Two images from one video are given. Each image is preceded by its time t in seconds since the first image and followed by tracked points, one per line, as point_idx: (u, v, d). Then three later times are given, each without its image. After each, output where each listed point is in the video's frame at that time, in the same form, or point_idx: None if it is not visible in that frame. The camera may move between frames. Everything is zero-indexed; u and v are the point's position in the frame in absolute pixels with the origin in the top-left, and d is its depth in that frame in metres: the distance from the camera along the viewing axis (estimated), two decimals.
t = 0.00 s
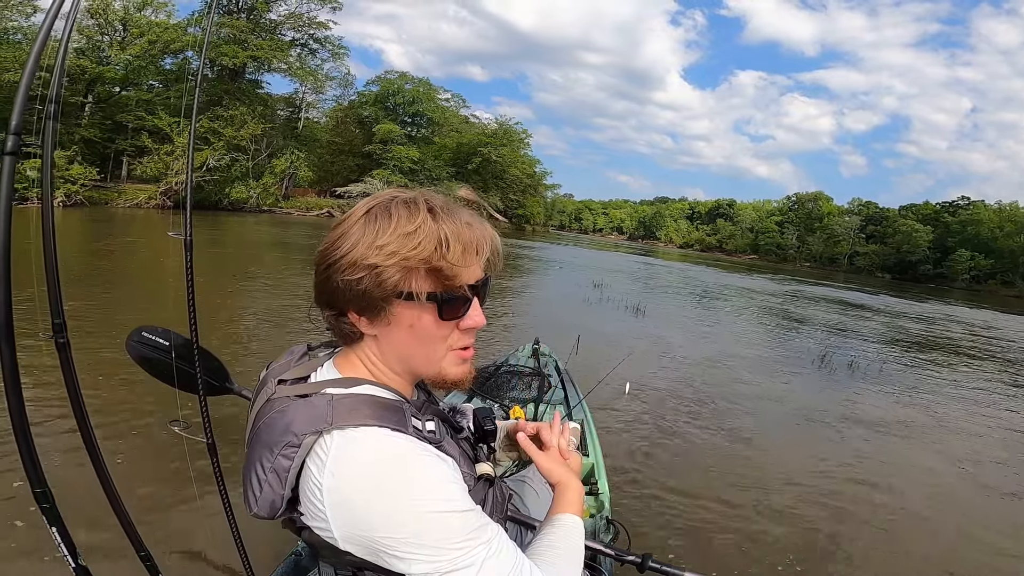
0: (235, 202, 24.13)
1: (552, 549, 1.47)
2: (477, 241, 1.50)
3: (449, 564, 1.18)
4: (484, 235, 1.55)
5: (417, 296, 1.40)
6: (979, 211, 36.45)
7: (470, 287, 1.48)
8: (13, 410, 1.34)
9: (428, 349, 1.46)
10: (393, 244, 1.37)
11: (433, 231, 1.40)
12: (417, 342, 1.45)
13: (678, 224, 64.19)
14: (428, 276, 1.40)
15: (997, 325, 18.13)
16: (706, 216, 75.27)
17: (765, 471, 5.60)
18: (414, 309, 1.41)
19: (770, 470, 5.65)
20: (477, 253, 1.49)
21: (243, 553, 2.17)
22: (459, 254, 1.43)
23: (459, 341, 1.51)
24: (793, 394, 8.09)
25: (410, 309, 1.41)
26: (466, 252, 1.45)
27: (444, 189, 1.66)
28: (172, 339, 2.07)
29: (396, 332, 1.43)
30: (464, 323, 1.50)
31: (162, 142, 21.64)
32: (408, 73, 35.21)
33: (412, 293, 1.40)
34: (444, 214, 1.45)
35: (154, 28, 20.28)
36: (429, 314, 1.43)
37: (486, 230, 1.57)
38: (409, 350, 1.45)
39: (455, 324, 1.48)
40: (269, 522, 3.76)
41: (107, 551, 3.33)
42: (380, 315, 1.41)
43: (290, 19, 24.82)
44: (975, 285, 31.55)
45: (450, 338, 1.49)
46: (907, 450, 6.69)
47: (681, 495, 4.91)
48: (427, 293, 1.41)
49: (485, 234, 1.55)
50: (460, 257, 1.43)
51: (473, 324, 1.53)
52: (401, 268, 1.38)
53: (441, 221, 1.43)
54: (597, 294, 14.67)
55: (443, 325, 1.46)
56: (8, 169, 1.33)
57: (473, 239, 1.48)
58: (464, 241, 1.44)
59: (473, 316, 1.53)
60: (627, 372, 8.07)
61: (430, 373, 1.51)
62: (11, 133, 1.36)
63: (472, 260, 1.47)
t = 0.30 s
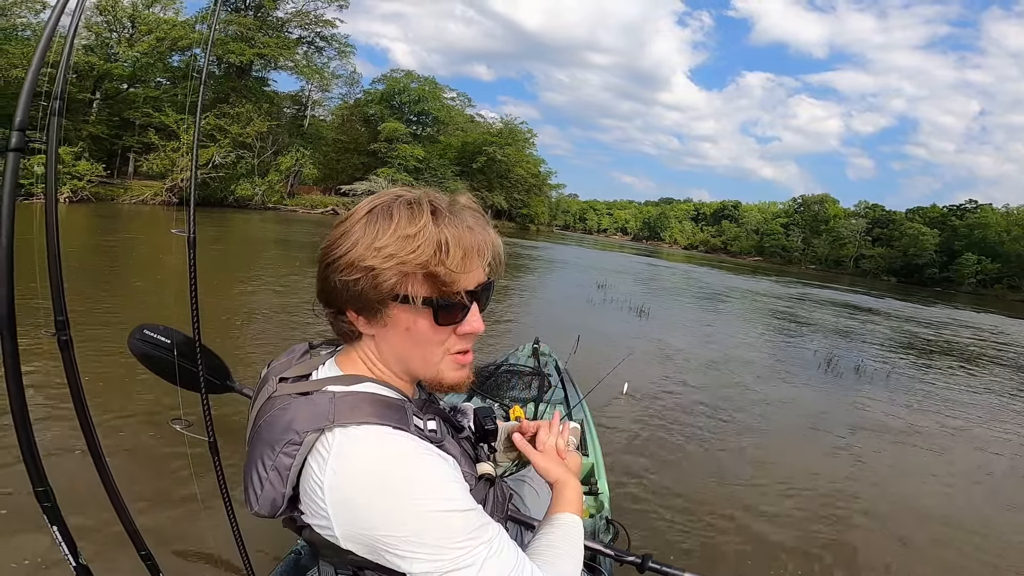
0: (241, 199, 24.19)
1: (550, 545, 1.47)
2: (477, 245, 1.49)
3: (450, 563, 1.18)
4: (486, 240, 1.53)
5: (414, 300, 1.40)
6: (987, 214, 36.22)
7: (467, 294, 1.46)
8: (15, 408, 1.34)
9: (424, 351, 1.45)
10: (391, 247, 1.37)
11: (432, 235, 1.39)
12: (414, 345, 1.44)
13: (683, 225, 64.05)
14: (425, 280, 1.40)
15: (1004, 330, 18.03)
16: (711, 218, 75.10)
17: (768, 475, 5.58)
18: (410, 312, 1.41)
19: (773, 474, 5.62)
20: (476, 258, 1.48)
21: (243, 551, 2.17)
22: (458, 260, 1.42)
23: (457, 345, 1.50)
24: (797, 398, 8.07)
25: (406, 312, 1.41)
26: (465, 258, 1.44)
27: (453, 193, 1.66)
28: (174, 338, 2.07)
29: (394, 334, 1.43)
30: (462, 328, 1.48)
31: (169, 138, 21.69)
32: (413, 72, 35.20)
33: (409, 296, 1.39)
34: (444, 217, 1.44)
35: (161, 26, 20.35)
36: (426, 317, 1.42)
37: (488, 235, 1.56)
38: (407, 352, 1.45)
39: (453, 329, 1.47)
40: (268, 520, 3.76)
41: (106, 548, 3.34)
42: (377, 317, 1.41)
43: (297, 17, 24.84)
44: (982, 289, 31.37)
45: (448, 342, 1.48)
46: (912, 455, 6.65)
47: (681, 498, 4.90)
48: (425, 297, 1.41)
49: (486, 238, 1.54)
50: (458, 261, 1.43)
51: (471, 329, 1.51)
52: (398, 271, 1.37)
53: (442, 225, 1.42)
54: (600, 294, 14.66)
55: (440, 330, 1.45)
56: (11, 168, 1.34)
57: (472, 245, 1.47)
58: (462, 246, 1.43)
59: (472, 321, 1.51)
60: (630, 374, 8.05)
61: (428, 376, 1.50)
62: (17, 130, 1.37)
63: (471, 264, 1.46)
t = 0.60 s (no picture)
0: (245, 203, 24.20)
1: (550, 541, 1.46)
2: (457, 245, 1.45)
3: (447, 563, 1.16)
4: (468, 236, 1.48)
5: (392, 297, 1.38)
6: (994, 212, 36.02)
7: (447, 290, 1.43)
8: (13, 409, 1.33)
9: (404, 351, 1.43)
10: (365, 246, 1.36)
11: (407, 234, 1.38)
12: (394, 344, 1.42)
13: (688, 226, 63.95)
14: (397, 278, 1.37)
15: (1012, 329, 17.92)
16: (715, 218, 74.92)
17: (775, 477, 5.54)
18: (385, 309, 1.39)
19: (780, 476, 5.58)
20: (457, 258, 1.45)
21: (242, 553, 2.15)
22: (435, 256, 1.40)
23: (440, 345, 1.46)
24: (804, 399, 8.01)
25: (384, 310, 1.39)
26: (440, 255, 1.40)
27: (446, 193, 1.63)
28: (175, 339, 2.05)
29: (373, 333, 1.42)
30: (444, 326, 1.44)
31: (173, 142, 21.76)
32: (416, 74, 35.26)
33: (385, 294, 1.38)
34: (424, 215, 1.42)
35: (165, 29, 20.37)
36: (403, 316, 1.40)
37: (472, 235, 1.52)
38: (386, 351, 1.43)
39: (435, 327, 1.44)
40: (269, 523, 3.74)
41: (106, 552, 3.33)
42: (358, 315, 1.41)
43: (299, 20, 24.92)
44: (990, 287, 31.18)
45: (430, 341, 1.44)
46: (920, 456, 6.60)
47: (683, 501, 4.86)
48: (402, 295, 1.39)
49: (469, 239, 1.50)
50: (437, 258, 1.40)
51: (455, 328, 1.46)
52: (373, 271, 1.36)
53: (418, 224, 1.40)
54: (605, 296, 14.64)
55: (419, 328, 1.42)
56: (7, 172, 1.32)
57: (449, 241, 1.43)
58: (435, 243, 1.40)
59: (455, 319, 1.46)
60: (634, 375, 8.01)
61: (413, 377, 1.47)
62: (12, 132, 1.36)
63: (450, 263, 1.43)
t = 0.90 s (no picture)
0: (249, 204, 24.26)
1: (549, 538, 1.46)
2: (466, 247, 1.44)
3: (448, 564, 1.16)
4: (476, 240, 1.48)
5: (402, 299, 1.37)
6: (1002, 212, 35.74)
7: (457, 292, 1.42)
8: (12, 410, 1.32)
9: (412, 352, 1.42)
10: (376, 247, 1.34)
11: (418, 235, 1.36)
12: (402, 344, 1.40)
13: (693, 226, 63.82)
14: (408, 280, 1.36)
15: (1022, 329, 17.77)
16: (721, 218, 74.69)
17: (779, 478, 5.52)
18: (393, 309, 1.37)
19: (785, 477, 5.56)
20: (466, 260, 1.44)
21: (242, 553, 2.14)
22: (446, 259, 1.39)
23: (447, 346, 1.45)
24: (809, 401, 7.97)
25: (394, 312, 1.37)
26: (452, 257, 1.40)
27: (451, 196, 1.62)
28: (174, 339, 2.04)
29: (378, 334, 1.40)
30: (451, 327, 1.43)
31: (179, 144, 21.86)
32: (420, 75, 35.32)
33: (396, 296, 1.36)
34: (433, 216, 1.41)
35: (169, 31, 20.39)
36: (413, 317, 1.39)
37: (479, 237, 1.51)
38: (395, 352, 1.42)
39: (444, 329, 1.43)
40: (271, 523, 3.73)
41: (106, 553, 3.32)
42: (365, 316, 1.39)
43: (303, 21, 24.98)
44: (998, 287, 30.95)
45: (437, 342, 1.43)
46: (927, 458, 6.55)
47: (684, 503, 4.83)
48: (411, 297, 1.37)
49: (476, 240, 1.49)
50: (447, 260, 1.39)
51: (463, 329, 1.46)
52: (384, 272, 1.34)
53: (429, 225, 1.39)
54: (609, 296, 14.62)
55: (428, 330, 1.41)
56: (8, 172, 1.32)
57: (459, 243, 1.42)
58: (446, 244, 1.39)
59: (463, 319, 1.46)
60: (637, 376, 7.99)
61: (419, 378, 1.46)
62: (13, 132, 1.37)
63: (460, 265, 1.42)
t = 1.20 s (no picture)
0: (254, 204, 24.35)
1: (570, 538, 1.56)
2: (491, 249, 1.45)
3: (449, 569, 1.16)
4: (499, 247, 1.48)
5: (430, 303, 1.36)
6: (1011, 213, 35.49)
7: (481, 296, 1.44)
8: (15, 407, 1.32)
9: (438, 353, 1.42)
10: (407, 250, 1.32)
11: (450, 238, 1.35)
12: (425, 346, 1.41)
13: (698, 227, 63.76)
14: (438, 285, 1.36)
15: None
16: (726, 218, 74.47)
17: (783, 480, 5.49)
18: (420, 312, 1.37)
19: (789, 479, 5.54)
20: (490, 263, 1.45)
21: (244, 553, 2.12)
22: (475, 263, 1.39)
23: (468, 346, 1.47)
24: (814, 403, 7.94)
25: (423, 315, 1.37)
26: (480, 262, 1.40)
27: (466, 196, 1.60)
28: (176, 339, 2.04)
29: (403, 335, 1.40)
30: (472, 330, 1.45)
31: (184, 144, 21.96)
32: (425, 75, 35.41)
33: (425, 300, 1.36)
34: (459, 219, 1.40)
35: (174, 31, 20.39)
36: (439, 320, 1.39)
37: (498, 238, 1.52)
38: (419, 354, 1.42)
39: (465, 330, 1.44)
40: (272, 523, 3.73)
41: (107, 551, 3.33)
42: (391, 320, 1.37)
43: (308, 22, 25.06)
44: (1006, 288, 30.77)
45: (460, 343, 1.44)
46: (932, 460, 6.51)
47: (686, 504, 4.81)
48: (439, 300, 1.37)
49: (497, 241, 1.50)
50: (475, 264, 1.39)
51: (483, 330, 1.48)
52: (414, 276, 1.33)
53: (458, 229, 1.38)
54: (613, 297, 14.63)
55: (453, 331, 1.42)
56: (13, 169, 1.33)
57: (486, 249, 1.42)
58: (476, 250, 1.39)
59: (483, 321, 1.48)
60: (641, 377, 7.97)
61: (438, 377, 1.47)
62: (18, 130, 1.38)
63: (486, 268, 1.43)
